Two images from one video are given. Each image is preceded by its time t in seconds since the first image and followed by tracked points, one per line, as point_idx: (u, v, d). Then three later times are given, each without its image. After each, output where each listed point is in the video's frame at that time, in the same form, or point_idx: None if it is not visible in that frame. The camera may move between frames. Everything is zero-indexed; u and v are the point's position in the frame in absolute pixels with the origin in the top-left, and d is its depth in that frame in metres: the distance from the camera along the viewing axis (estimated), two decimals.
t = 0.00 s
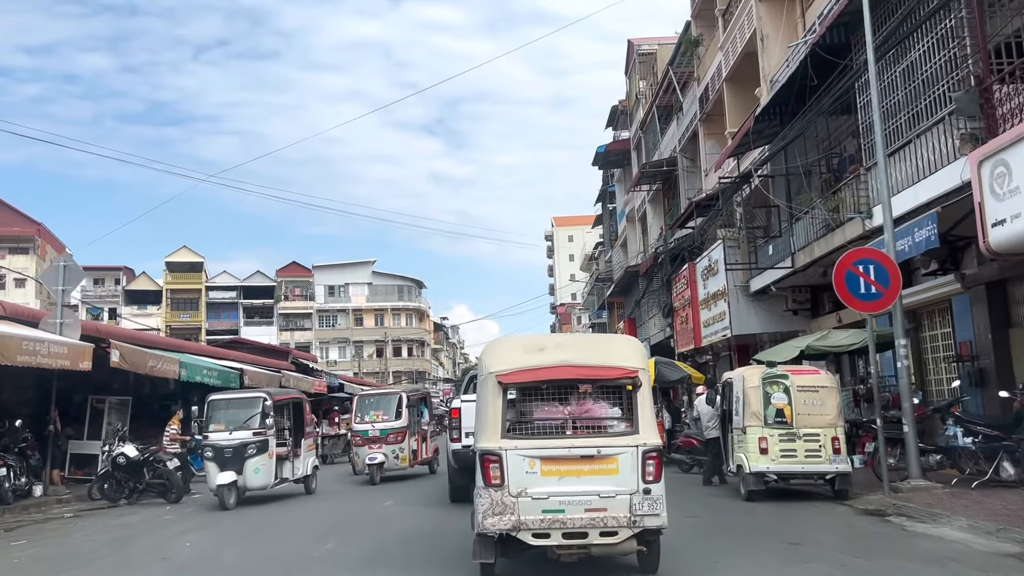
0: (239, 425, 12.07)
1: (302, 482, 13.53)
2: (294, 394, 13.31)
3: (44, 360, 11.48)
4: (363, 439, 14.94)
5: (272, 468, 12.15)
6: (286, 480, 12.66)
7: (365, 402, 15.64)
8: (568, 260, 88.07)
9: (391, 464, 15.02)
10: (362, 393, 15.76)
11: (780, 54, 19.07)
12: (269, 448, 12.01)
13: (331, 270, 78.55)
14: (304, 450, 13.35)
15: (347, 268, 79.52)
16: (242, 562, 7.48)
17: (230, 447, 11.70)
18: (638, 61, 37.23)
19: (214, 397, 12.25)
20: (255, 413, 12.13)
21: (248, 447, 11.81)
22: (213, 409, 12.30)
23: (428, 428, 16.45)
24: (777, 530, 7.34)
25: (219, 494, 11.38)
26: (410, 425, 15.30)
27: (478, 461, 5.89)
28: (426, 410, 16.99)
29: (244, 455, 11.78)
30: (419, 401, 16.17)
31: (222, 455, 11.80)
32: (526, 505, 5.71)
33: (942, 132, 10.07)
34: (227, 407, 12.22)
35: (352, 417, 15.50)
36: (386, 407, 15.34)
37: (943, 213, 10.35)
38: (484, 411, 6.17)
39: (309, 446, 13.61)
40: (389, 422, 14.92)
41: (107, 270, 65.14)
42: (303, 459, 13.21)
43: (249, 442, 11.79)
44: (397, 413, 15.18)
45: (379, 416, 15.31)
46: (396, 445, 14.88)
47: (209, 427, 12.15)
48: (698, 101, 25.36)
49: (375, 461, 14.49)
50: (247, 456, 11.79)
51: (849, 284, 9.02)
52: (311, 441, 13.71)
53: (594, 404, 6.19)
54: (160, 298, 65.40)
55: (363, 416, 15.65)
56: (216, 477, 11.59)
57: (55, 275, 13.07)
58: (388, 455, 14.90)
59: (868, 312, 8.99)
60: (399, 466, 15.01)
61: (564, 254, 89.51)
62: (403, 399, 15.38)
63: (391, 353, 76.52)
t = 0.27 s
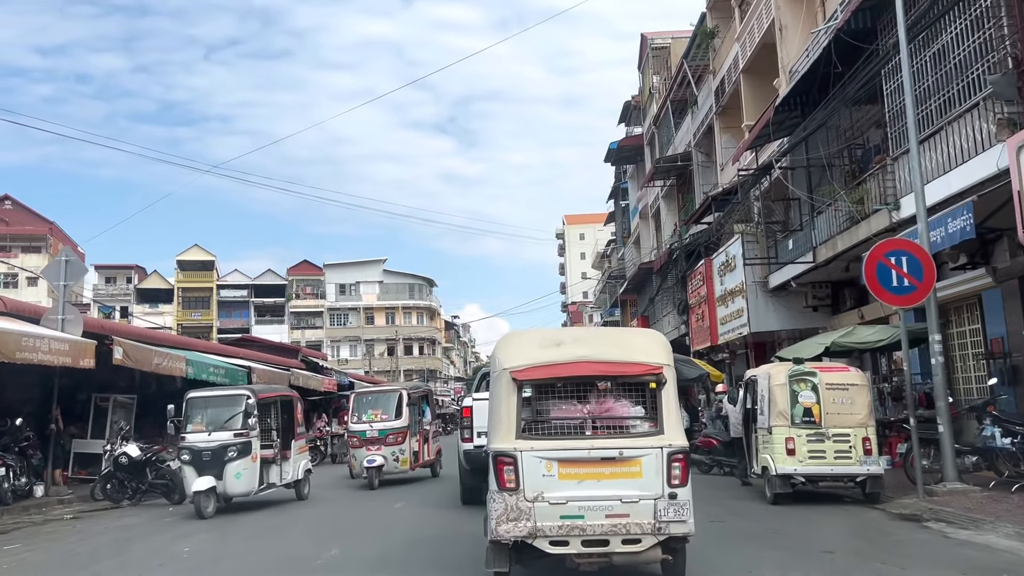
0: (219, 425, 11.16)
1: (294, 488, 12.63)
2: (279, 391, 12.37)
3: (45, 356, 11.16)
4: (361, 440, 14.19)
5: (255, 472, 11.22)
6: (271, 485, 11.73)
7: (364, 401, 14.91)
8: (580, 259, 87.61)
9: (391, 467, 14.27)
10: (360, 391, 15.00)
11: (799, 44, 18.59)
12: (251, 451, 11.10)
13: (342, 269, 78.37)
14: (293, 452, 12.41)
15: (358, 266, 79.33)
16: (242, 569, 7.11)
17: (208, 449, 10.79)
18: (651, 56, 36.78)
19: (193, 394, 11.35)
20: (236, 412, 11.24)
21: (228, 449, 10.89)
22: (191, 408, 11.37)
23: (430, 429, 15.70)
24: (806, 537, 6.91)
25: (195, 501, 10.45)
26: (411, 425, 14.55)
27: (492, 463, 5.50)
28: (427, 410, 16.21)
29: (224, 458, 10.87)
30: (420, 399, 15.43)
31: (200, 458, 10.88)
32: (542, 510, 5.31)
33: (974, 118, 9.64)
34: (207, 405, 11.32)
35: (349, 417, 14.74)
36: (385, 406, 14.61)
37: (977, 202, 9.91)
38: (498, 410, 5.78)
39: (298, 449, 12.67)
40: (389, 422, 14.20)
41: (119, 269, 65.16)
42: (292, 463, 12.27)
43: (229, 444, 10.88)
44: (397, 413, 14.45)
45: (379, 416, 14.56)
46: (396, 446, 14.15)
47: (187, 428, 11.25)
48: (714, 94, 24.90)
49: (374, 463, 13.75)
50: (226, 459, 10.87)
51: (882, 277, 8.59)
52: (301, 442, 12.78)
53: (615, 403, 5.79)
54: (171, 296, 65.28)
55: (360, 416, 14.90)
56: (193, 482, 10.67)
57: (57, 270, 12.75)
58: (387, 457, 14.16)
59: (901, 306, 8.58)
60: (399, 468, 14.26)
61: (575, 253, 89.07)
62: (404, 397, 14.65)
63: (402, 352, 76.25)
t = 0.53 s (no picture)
0: (194, 426, 10.33)
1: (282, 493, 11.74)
2: (263, 389, 11.35)
3: (46, 353, 10.96)
4: (359, 440, 13.25)
5: (233, 477, 10.38)
6: (253, 491, 10.87)
7: (361, 398, 13.94)
8: (590, 257, 87.19)
9: (390, 471, 13.30)
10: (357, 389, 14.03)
11: (816, 35, 18.20)
12: (228, 454, 10.26)
13: (352, 267, 78.23)
14: (279, 454, 11.50)
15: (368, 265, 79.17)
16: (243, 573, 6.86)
17: (181, 452, 9.95)
18: (663, 51, 36.40)
19: (168, 392, 10.50)
20: (214, 412, 10.38)
21: (201, 452, 10.04)
22: (164, 406, 10.51)
23: (431, 429, 14.76)
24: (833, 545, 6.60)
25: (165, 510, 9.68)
26: (412, 425, 13.63)
27: (505, 464, 5.21)
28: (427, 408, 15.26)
29: (197, 462, 10.00)
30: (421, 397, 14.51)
31: (172, 462, 10.02)
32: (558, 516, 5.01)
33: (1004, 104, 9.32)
34: (183, 404, 10.46)
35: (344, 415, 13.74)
36: (385, 405, 13.68)
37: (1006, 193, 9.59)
38: (510, 408, 5.48)
39: (285, 452, 11.76)
40: (390, 421, 13.28)
41: (130, 267, 65.25)
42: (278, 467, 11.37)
43: (203, 447, 10.04)
44: (397, 413, 13.50)
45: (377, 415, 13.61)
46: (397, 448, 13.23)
47: (160, 429, 10.39)
48: (727, 88, 24.51)
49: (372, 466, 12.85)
50: (200, 463, 10.03)
51: (911, 271, 8.25)
52: (288, 444, 11.86)
53: (636, 402, 5.49)
54: (181, 295, 65.30)
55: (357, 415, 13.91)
56: (163, 488, 9.83)
57: (60, 265, 12.56)
58: (386, 459, 13.23)
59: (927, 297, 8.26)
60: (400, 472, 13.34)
61: (586, 251, 88.69)
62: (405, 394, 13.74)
63: (412, 350, 76.00)
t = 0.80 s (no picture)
0: (160, 427, 9.46)
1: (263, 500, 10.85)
2: (240, 386, 10.51)
3: (47, 351, 10.77)
4: (355, 442, 12.52)
5: (203, 483, 9.49)
6: (227, 498, 9.98)
7: (358, 396, 13.20)
8: (598, 256, 86.85)
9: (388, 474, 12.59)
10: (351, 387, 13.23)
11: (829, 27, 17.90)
12: (196, 459, 9.37)
13: (360, 266, 78.11)
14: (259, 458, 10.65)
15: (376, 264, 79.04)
16: None
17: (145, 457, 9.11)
18: (672, 47, 36.12)
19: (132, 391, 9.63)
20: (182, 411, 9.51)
21: (167, 456, 9.17)
22: (129, 406, 9.66)
23: (431, 429, 14.02)
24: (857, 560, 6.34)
25: (126, 520, 8.81)
26: (411, 426, 12.91)
27: (516, 467, 4.96)
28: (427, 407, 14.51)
29: (162, 468, 9.13)
30: (420, 394, 13.80)
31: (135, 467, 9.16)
32: (573, 521, 4.76)
33: None
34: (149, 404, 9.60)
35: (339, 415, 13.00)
36: (383, 404, 12.96)
37: None
38: (520, 407, 5.24)
39: (266, 456, 10.90)
40: (388, 422, 12.57)
41: (138, 266, 65.34)
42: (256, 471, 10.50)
43: (168, 450, 9.16)
44: (396, 413, 12.77)
45: (374, 414, 12.88)
46: (396, 451, 12.52)
47: (123, 431, 9.53)
48: (739, 83, 24.21)
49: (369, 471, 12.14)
50: (166, 469, 9.15)
51: (935, 266, 7.98)
52: (269, 447, 11.00)
53: (654, 400, 5.26)
54: (190, 294, 65.30)
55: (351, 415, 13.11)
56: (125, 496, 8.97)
57: (62, 262, 12.38)
58: (383, 463, 12.52)
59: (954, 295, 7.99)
60: (399, 476, 12.64)
61: (594, 250, 88.36)
62: (403, 393, 13.02)
63: (420, 349, 75.77)
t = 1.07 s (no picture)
0: (118, 428, 8.76)
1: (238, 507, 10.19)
2: (211, 385, 9.82)
3: (47, 349, 10.61)
4: (350, 444, 12.05)
5: (165, 491, 8.78)
6: (196, 506, 9.30)
7: (353, 396, 12.71)
8: (605, 255, 86.56)
9: (384, 478, 12.14)
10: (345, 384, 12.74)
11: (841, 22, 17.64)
12: (157, 463, 8.67)
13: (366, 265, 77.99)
14: (232, 462, 9.96)
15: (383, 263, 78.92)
16: None
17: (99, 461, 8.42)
18: (681, 44, 35.91)
19: (89, 389, 8.94)
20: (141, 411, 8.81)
21: (124, 460, 8.48)
22: (84, 406, 8.94)
23: (428, 431, 13.55)
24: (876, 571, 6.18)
25: (79, 532, 8.12)
26: (409, 427, 12.45)
27: (526, 469, 4.77)
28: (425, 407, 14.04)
29: (119, 473, 8.44)
30: (419, 394, 13.34)
31: (89, 473, 8.48)
32: (586, 527, 4.60)
33: None
34: (107, 403, 8.90)
35: (334, 416, 12.52)
36: (379, 404, 12.48)
37: None
38: (530, 405, 5.05)
39: (242, 460, 10.25)
40: (385, 423, 12.11)
41: (146, 265, 65.46)
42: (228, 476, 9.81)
43: (125, 454, 8.47)
44: (393, 413, 12.30)
45: (370, 415, 12.40)
46: (393, 453, 12.05)
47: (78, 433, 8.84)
48: (748, 79, 23.97)
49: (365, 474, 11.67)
50: (123, 474, 8.45)
51: (955, 262, 7.74)
52: (245, 450, 10.34)
53: (671, 400, 5.06)
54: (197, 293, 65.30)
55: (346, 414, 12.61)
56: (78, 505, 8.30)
57: (64, 259, 12.23)
58: (379, 466, 12.05)
59: (979, 293, 7.76)
60: (395, 480, 12.16)
61: (601, 249, 88.08)
62: (401, 392, 12.54)
63: (426, 348, 75.55)
